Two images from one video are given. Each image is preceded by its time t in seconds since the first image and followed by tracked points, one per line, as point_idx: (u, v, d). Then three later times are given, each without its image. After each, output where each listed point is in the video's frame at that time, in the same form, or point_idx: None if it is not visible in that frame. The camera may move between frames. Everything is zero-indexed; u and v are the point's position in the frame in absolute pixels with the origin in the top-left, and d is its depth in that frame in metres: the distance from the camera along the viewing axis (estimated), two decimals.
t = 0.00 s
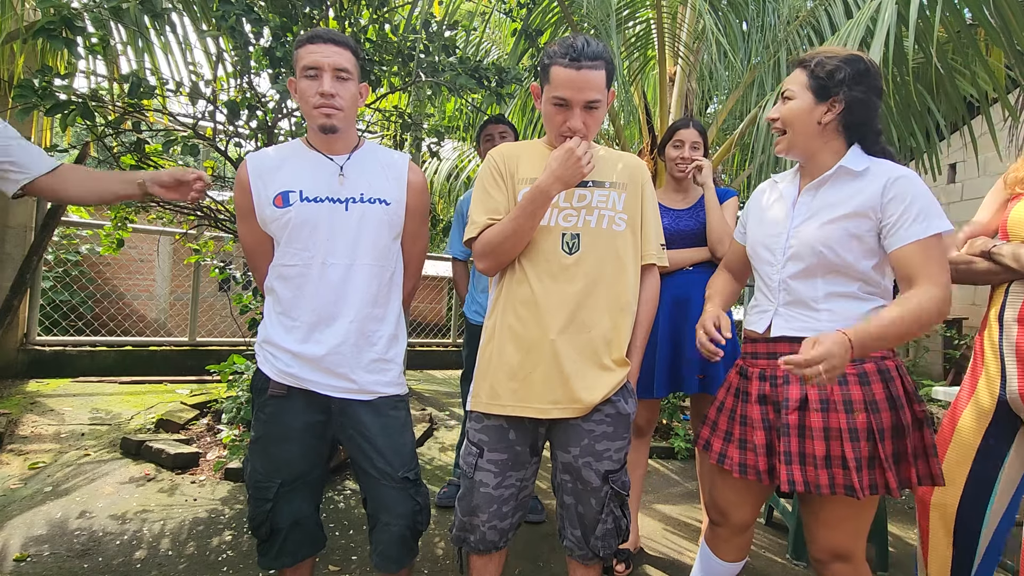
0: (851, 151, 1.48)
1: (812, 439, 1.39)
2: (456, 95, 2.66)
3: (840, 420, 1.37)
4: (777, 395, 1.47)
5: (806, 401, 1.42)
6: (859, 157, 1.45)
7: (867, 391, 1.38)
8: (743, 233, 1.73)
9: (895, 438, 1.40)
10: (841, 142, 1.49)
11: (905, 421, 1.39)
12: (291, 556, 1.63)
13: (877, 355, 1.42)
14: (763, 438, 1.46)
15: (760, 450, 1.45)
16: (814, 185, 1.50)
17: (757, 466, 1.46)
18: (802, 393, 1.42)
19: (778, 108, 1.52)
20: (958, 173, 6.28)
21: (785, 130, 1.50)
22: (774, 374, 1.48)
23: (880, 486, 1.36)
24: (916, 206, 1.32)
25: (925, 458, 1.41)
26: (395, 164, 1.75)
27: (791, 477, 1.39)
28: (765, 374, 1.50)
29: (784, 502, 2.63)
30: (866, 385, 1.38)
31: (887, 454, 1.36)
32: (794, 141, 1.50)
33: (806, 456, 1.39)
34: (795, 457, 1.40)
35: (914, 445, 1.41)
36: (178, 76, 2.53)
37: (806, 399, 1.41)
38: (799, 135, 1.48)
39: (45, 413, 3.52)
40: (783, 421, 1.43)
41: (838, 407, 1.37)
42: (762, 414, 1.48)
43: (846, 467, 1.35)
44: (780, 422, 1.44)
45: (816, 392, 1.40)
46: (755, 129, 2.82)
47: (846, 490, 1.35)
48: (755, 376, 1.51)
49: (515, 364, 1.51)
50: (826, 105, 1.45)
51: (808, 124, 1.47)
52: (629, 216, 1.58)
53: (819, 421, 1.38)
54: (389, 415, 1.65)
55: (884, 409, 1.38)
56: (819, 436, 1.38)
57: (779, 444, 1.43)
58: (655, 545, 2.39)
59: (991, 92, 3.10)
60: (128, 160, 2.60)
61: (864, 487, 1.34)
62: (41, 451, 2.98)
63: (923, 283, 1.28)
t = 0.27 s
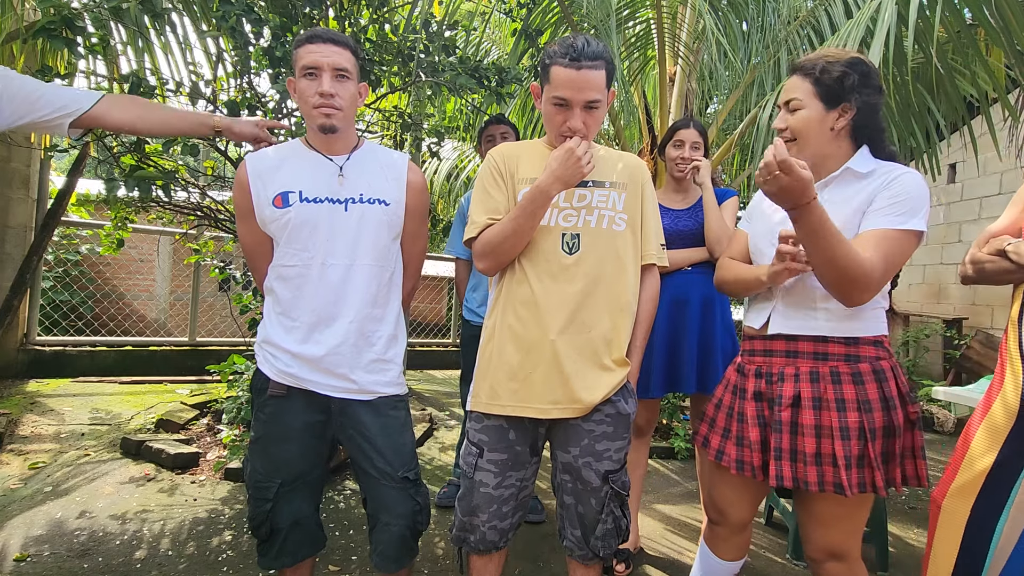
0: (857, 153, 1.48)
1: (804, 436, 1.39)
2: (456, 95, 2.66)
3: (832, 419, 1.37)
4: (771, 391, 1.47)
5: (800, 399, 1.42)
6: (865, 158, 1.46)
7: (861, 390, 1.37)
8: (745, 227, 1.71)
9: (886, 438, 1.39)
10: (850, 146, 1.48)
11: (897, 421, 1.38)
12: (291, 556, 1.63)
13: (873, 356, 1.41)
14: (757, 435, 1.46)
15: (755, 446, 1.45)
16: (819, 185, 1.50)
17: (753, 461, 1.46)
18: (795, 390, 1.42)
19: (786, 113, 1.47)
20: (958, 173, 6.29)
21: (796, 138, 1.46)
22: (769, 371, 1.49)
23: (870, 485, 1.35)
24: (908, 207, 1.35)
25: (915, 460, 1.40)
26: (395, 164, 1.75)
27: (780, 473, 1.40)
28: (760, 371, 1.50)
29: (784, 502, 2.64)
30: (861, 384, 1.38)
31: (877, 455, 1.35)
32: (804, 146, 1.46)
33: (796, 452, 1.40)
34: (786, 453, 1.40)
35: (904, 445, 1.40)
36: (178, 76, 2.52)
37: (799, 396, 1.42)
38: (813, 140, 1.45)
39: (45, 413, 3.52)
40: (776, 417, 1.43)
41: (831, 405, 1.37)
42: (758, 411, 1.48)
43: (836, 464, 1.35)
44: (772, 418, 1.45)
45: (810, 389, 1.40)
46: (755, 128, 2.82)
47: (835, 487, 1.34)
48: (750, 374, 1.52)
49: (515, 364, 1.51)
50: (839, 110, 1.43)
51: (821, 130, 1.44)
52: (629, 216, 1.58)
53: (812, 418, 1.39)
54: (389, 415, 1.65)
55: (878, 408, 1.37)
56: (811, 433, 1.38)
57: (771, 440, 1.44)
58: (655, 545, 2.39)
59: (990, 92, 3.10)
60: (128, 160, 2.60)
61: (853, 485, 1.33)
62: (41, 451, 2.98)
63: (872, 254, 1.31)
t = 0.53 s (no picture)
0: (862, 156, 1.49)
1: (808, 436, 1.39)
2: (456, 95, 2.66)
3: (837, 418, 1.37)
4: (774, 391, 1.47)
5: (804, 399, 1.42)
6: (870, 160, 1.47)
7: (865, 390, 1.38)
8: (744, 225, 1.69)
9: (888, 438, 1.40)
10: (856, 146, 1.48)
11: (899, 421, 1.39)
12: (291, 556, 1.63)
13: (876, 355, 1.42)
14: (759, 435, 1.46)
15: (756, 446, 1.45)
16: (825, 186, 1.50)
17: (753, 462, 1.46)
18: (800, 390, 1.41)
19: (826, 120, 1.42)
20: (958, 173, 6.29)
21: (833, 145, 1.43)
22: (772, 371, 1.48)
23: (873, 484, 1.36)
24: (916, 207, 1.36)
25: (916, 459, 1.40)
26: (394, 165, 1.75)
27: (785, 473, 1.39)
28: (762, 371, 1.50)
29: (784, 502, 2.64)
30: (865, 384, 1.38)
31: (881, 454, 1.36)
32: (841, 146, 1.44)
33: (801, 452, 1.40)
34: (791, 454, 1.40)
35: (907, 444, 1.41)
36: (178, 76, 2.53)
37: (804, 396, 1.41)
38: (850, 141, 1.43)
39: (45, 413, 3.52)
40: (780, 417, 1.43)
41: (836, 405, 1.37)
42: (759, 411, 1.48)
43: (841, 464, 1.35)
44: (776, 418, 1.44)
45: (815, 389, 1.40)
46: (755, 129, 2.82)
47: (840, 487, 1.35)
48: (751, 373, 1.51)
49: (515, 364, 1.51)
50: (870, 114, 1.44)
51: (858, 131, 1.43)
52: (629, 216, 1.58)
53: (817, 418, 1.39)
54: (389, 415, 1.65)
55: (881, 408, 1.37)
56: (816, 433, 1.38)
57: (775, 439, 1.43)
58: (655, 545, 2.39)
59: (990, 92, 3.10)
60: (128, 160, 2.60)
61: (858, 484, 1.33)
62: (41, 451, 2.98)
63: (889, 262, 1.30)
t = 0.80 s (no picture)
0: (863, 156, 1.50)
1: (820, 435, 1.39)
2: (456, 95, 2.66)
3: (847, 417, 1.37)
4: (783, 391, 1.46)
5: (814, 398, 1.41)
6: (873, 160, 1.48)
7: (874, 388, 1.38)
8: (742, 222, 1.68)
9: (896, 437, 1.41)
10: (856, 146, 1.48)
11: (907, 420, 1.40)
12: (291, 556, 1.63)
13: (882, 354, 1.42)
14: (766, 435, 1.45)
15: (764, 446, 1.44)
16: (831, 185, 1.49)
17: (759, 462, 1.45)
18: (810, 388, 1.41)
19: (848, 126, 1.39)
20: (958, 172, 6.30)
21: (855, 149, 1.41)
22: (779, 370, 1.47)
23: (883, 483, 1.36)
24: (925, 209, 1.36)
25: (923, 457, 1.41)
26: (394, 164, 1.75)
27: (797, 473, 1.38)
28: (768, 371, 1.49)
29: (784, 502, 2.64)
30: (874, 383, 1.38)
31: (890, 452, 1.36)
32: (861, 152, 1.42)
33: (813, 451, 1.39)
34: (802, 453, 1.39)
35: (914, 443, 1.41)
36: (178, 76, 2.53)
37: (814, 395, 1.41)
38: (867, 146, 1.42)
39: (45, 413, 3.52)
40: (790, 416, 1.42)
41: (847, 404, 1.37)
42: (766, 410, 1.47)
43: (853, 463, 1.35)
44: (786, 417, 1.43)
45: (825, 388, 1.40)
46: (755, 128, 2.82)
47: (851, 486, 1.34)
48: (757, 374, 1.50)
49: (515, 364, 1.51)
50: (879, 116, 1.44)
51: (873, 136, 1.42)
52: (629, 216, 1.58)
53: (828, 417, 1.38)
54: (389, 415, 1.65)
55: (889, 407, 1.38)
56: (828, 432, 1.38)
57: (786, 439, 1.42)
58: (655, 545, 2.39)
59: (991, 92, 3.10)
60: (129, 160, 2.60)
61: (870, 483, 1.33)
62: (41, 451, 2.98)
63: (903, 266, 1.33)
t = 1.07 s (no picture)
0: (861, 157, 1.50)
1: (829, 436, 1.38)
2: (456, 95, 2.66)
3: (855, 417, 1.36)
4: (789, 392, 1.45)
5: (821, 399, 1.41)
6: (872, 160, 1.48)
7: (881, 388, 1.38)
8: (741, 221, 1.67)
9: (903, 435, 1.41)
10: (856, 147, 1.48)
11: (914, 418, 1.41)
12: (292, 556, 1.62)
13: (887, 353, 1.43)
14: (774, 437, 1.45)
15: (772, 448, 1.44)
16: (830, 186, 1.50)
17: (767, 464, 1.46)
18: (817, 390, 1.40)
19: (848, 127, 1.39)
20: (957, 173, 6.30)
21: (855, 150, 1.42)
22: (785, 371, 1.47)
23: (892, 482, 1.37)
24: (926, 209, 1.37)
25: (931, 454, 1.41)
26: (394, 165, 1.75)
27: (808, 476, 1.37)
28: (774, 372, 1.49)
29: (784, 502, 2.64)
30: (880, 382, 1.38)
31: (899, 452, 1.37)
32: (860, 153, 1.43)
33: (822, 453, 1.38)
34: (811, 455, 1.38)
35: (921, 442, 1.42)
36: (178, 76, 2.53)
37: (821, 396, 1.40)
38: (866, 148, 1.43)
39: (45, 413, 3.52)
40: (797, 418, 1.41)
41: (855, 404, 1.37)
42: (772, 413, 1.47)
43: (863, 463, 1.35)
44: (793, 419, 1.43)
45: (832, 389, 1.39)
46: (756, 129, 2.82)
47: (862, 487, 1.34)
48: (762, 375, 1.50)
49: (515, 364, 1.51)
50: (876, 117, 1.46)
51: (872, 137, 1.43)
52: (629, 216, 1.58)
53: (836, 418, 1.38)
54: (389, 415, 1.65)
55: (896, 406, 1.39)
56: (837, 433, 1.37)
57: (795, 441, 1.42)
58: (655, 545, 2.39)
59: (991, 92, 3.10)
60: (128, 160, 2.59)
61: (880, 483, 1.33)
62: (42, 451, 2.98)
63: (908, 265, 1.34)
